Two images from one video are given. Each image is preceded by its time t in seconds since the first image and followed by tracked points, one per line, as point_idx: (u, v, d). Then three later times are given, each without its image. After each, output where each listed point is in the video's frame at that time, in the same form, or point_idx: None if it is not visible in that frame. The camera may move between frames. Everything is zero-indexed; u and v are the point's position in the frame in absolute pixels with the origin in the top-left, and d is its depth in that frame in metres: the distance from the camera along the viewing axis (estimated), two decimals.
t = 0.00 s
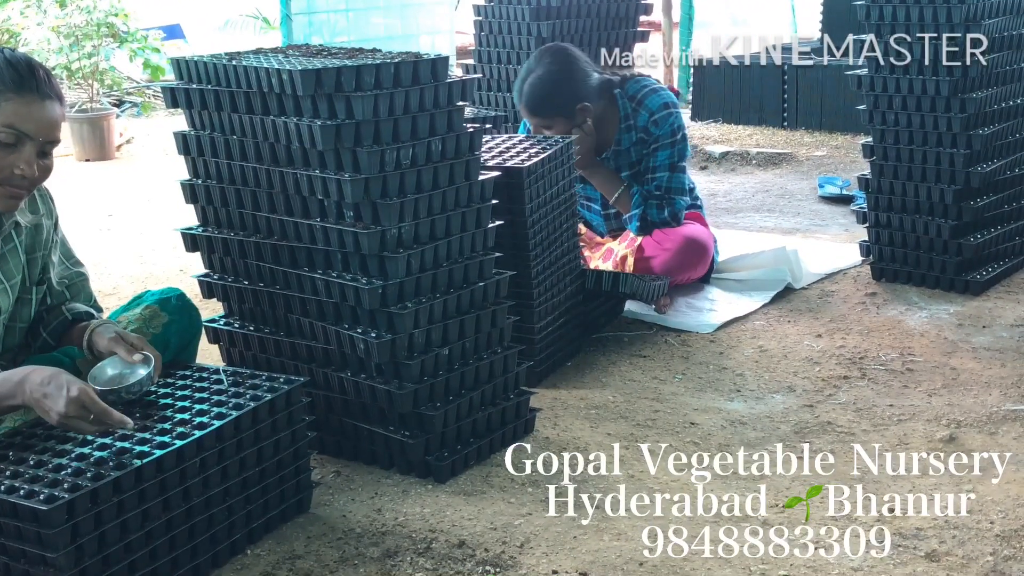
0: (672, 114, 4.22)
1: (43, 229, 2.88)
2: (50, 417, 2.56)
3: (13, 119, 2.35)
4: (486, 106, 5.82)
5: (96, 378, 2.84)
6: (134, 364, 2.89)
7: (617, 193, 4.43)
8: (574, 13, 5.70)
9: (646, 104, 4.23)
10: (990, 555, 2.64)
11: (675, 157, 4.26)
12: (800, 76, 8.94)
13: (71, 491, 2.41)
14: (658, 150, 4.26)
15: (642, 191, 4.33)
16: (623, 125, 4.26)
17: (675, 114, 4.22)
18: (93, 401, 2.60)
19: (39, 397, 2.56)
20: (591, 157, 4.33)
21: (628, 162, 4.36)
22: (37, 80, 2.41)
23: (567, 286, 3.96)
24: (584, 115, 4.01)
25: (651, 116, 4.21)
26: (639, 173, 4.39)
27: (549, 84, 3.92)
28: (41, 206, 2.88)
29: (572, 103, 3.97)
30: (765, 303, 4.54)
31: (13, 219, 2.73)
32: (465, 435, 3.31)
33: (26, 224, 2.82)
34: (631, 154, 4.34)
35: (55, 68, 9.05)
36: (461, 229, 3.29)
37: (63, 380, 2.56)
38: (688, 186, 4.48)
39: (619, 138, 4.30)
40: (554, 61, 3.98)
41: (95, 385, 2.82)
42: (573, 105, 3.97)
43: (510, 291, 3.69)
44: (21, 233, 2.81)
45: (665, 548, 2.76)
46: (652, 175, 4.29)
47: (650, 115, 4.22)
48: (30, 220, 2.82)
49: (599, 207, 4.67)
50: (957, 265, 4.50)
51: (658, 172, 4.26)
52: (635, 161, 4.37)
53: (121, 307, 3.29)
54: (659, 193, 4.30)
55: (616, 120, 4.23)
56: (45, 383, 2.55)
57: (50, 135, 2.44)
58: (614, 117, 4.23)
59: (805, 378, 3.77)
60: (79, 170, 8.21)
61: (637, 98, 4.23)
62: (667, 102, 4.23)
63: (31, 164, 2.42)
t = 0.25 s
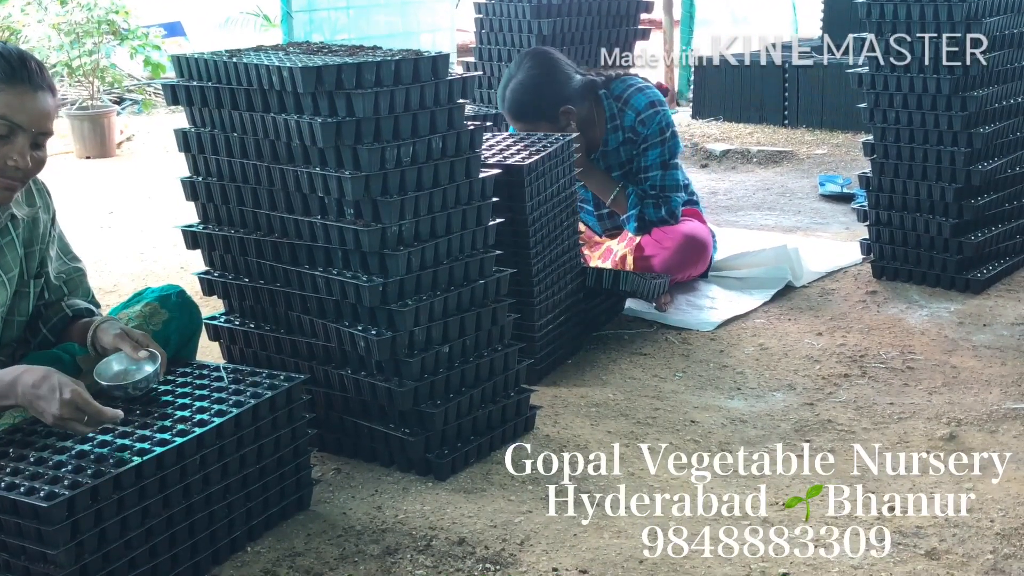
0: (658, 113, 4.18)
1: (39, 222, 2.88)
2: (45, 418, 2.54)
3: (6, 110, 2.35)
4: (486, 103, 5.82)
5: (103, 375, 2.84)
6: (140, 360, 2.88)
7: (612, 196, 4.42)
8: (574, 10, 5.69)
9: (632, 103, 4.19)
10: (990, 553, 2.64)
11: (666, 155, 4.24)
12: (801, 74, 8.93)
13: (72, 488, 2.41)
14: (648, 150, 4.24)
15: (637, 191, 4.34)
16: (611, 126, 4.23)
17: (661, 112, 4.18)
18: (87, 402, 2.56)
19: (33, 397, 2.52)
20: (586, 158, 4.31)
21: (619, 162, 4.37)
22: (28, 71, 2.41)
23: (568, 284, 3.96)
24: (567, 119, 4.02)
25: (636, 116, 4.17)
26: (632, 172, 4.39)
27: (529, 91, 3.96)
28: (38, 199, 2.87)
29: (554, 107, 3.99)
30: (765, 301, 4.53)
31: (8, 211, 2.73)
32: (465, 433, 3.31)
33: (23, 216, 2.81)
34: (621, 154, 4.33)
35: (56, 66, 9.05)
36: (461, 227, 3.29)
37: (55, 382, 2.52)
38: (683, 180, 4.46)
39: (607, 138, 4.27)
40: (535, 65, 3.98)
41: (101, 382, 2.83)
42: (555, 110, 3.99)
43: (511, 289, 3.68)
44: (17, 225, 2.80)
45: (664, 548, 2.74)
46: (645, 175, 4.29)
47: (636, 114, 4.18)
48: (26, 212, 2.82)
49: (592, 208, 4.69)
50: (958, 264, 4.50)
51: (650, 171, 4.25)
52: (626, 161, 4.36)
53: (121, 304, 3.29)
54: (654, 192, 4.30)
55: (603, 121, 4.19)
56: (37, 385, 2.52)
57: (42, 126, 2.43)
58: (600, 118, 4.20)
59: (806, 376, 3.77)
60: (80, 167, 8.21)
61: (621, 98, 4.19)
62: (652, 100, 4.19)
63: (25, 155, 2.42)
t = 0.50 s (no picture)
0: (656, 112, 4.17)
1: (39, 217, 2.88)
2: (45, 416, 2.57)
3: (3, 104, 2.35)
4: (488, 102, 5.82)
5: (106, 372, 2.85)
6: (144, 359, 2.89)
7: (612, 195, 4.44)
8: (575, 8, 5.69)
9: (630, 102, 4.19)
10: (991, 552, 2.64)
11: (665, 154, 4.23)
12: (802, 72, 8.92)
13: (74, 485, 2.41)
14: (647, 149, 4.23)
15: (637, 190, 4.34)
16: (609, 125, 4.23)
17: (659, 111, 4.18)
18: (86, 401, 2.60)
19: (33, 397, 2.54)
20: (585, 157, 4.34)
21: (618, 161, 4.37)
22: (24, 67, 2.42)
23: (569, 282, 3.95)
24: (564, 118, 4.03)
25: (635, 115, 4.17)
26: (631, 171, 4.39)
27: (527, 91, 3.96)
28: (37, 193, 2.88)
29: (551, 107, 3.99)
30: (766, 300, 4.53)
31: (7, 205, 2.73)
32: (466, 431, 3.31)
33: (23, 210, 2.82)
34: (620, 153, 4.33)
35: (57, 63, 9.04)
36: (463, 224, 3.29)
37: (54, 381, 2.53)
38: (682, 179, 4.46)
39: (605, 137, 4.27)
40: (532, 65, 3.99)
41: (103, 379, 2.84)
42: (553, 109, 4.00)
43: (511, 287, 3.68)
44: (16, 220, 2.80)
45: (665, 548, 2.74)
46: (645, 174, 4.28)
47: (634, 113, 4.18)
48: (26, 206, 2.82)
49: (592, 207, 4.70)
50: (959, 263, 4.49)
51: (650, 170, 4.25)
52: (625, 160, 4.36)
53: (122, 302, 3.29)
54: (654, 190, 4.30)
55: (601, 120, 4.21)
56: (37, 385, 2.53)
57: (39, 120, 2.43)
58: (599, 118, 4.19)
59: (807, 374, 3.76)
60: (81, 164, 8.21)
61: (619, 97, 4.19)
62: (650, 99, 4.19)
63: (22, 149, 2.42)
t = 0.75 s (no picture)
0: (659, 111, 4.17)
1: (38, 214, 2.89)
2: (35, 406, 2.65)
3: None
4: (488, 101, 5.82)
5: (109, 371, 2.85)
6: (148, 358, 2.89)
7: (613, 193, 4.40)
8: (575, 8, 5.68)
9: (632, 101, 4.19)
10: (991, 551, 2.64)
11: (667, 153, 4.23)
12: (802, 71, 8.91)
13: (74, 484, 2.41)
14: (649, 148, 4.23)
15: (638, 189, 4.33)
16: (611, 123, 4.23)
17: (662, 110, 4.18)
18: (77, 390, 2.70)
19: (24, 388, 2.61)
20: (587, 155, 4.31)
21: (619, 160, 4.36)
22: (18, 63, 2.42)
23: (569, 281, 3.95)
24: (566, 114, 4.03)
25: (638, 114, 4.17)
26: (632, 170, 4.39)
27: (528, 85, 3.98)
28: (36, 190, 2.88)
29: (553, 102, 4.01)
30: (766, 300, 4.53)
31: (6, 201, 2.74)
32: (467, 430, 3.31)
33: (22, 207, 2.83)
34: (621, 152, 4.33)
35: (57, 63, 9.04)
36: (463, 224, 3.29)
37: (45, 371, 2.61)
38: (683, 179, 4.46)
39: (607, 135, 4.27)
40: (535, 60, 4.02)
41: (107, 379, 2.83)
42: (554, 104, 4.01)
43: (512, 287, 3.68)
44: (16, 217, 2.81)
45: (664, 548, 2.73)
46: (646, 173, 4.28)
47: (637, 112, 4.18)
48: (25, 203, 2.83)
49: (593, 205, 4.70)
50: (959, 262, 4.50)
51: (651, 169, 4.25)
52: (626, 159, 4.36)
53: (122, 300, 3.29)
54: (655, 190, 4.29)
55: (604, 118, 4.19)
56: (28, 376, 2.60)
57: (34, 117, 2.43)
58: (601, 116, 4.19)
59: (807, 374, 3.76)
60: (80, 164, 8.20)
61: (622, 96, 4.19)
62: (653, 98, 4.19)
63: (16, 145, 2.41)
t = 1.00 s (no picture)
0: (662, 111, 4.18)
1: (35, 212, 2.89)
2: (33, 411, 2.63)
3: None
4: (488, 101, 5.82)
5: (109, 372, 2.87)
6: (147, 359, 2.90)
7: (614, 192, 4.38)
8: (575, 8, 5.68)
9: (636, 100, 4.19)
10: (990, 551, 2.64)
11: (670, 153, 4.23)
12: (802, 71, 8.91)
13: (73, 485, 2.41)
14: (652, 147, 4.23)
15: (639, 188, 4.33)
16: (614, 123, 4.23)
17: (665, 110, 4.18)
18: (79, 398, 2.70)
19: (23, 389, 2.62)
20: (588, 154, 4.32)
21: (621, 159, 4.36)
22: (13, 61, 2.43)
23: (568, 281, 3.95)
24: (569, 112, 4.03)
25: (640, 114, 4.17)
26: (634, 170, 4.39)
27: (532, 82, 3.97)
28: (33, 188, 2.88)
29: (556, 99, 4.00)
30: (765, 300, 4.53)
31: (2, 199, 2.75)
32: (466, 430, 3.31)
33: (18, 205, 2.83)
34: (624, 151, 4.33)
35: (56, 63, 9.04)
36: (462, 224, 3.29)
37: (49, 375, 2.63)
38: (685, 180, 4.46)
39: (610, 134, 4.27)
40: (538, 58, 4.00)
41: (106, 380, 2.86)
42: (557, 102, 4.00)
43: (511, 286, 3.68)
44: (12, 214, 2.82)
45: (664, 549, 2.73)
46: (648, 172, 4.28)
47: (640, 111, 4.18)
48: (21, 201, 2.83)
49: (594, 205, 4.70)
50: (959, 262, 4.49)
51: (652, 169, 4.25)
52: (628, 158, 4.36)
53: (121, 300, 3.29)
54: (657, 189, 4.29)
55: (607, 118, 4.22)
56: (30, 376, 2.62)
57: (28, 114, 2.43)
58: (604, 115, 4.20)
59: (806, 374, 3.76)
60: (80, 164, 8.20)
61: (626, 95, 4.19)
62: (656, 98, 4.19)
63: (12, 143, 2.41)
